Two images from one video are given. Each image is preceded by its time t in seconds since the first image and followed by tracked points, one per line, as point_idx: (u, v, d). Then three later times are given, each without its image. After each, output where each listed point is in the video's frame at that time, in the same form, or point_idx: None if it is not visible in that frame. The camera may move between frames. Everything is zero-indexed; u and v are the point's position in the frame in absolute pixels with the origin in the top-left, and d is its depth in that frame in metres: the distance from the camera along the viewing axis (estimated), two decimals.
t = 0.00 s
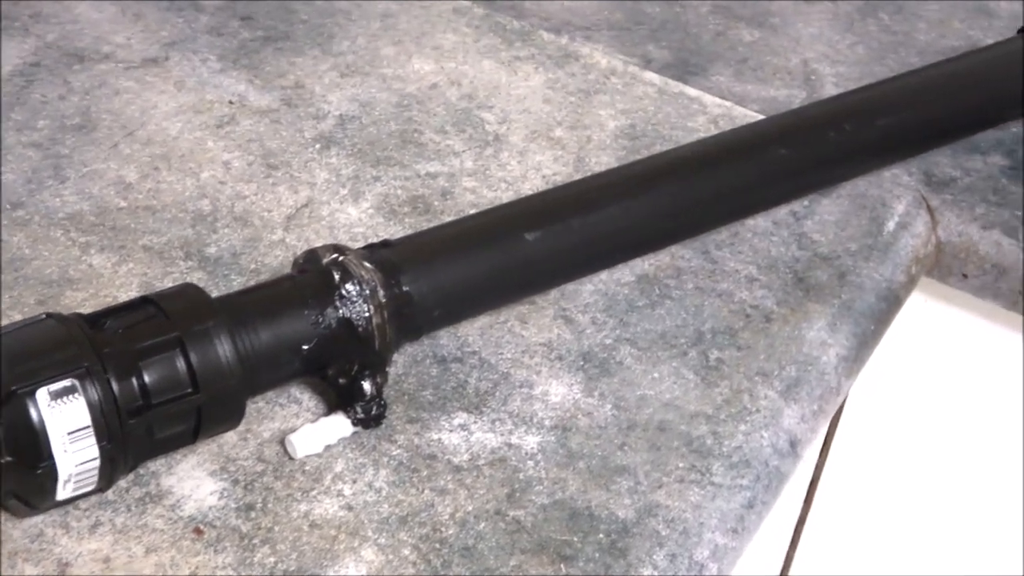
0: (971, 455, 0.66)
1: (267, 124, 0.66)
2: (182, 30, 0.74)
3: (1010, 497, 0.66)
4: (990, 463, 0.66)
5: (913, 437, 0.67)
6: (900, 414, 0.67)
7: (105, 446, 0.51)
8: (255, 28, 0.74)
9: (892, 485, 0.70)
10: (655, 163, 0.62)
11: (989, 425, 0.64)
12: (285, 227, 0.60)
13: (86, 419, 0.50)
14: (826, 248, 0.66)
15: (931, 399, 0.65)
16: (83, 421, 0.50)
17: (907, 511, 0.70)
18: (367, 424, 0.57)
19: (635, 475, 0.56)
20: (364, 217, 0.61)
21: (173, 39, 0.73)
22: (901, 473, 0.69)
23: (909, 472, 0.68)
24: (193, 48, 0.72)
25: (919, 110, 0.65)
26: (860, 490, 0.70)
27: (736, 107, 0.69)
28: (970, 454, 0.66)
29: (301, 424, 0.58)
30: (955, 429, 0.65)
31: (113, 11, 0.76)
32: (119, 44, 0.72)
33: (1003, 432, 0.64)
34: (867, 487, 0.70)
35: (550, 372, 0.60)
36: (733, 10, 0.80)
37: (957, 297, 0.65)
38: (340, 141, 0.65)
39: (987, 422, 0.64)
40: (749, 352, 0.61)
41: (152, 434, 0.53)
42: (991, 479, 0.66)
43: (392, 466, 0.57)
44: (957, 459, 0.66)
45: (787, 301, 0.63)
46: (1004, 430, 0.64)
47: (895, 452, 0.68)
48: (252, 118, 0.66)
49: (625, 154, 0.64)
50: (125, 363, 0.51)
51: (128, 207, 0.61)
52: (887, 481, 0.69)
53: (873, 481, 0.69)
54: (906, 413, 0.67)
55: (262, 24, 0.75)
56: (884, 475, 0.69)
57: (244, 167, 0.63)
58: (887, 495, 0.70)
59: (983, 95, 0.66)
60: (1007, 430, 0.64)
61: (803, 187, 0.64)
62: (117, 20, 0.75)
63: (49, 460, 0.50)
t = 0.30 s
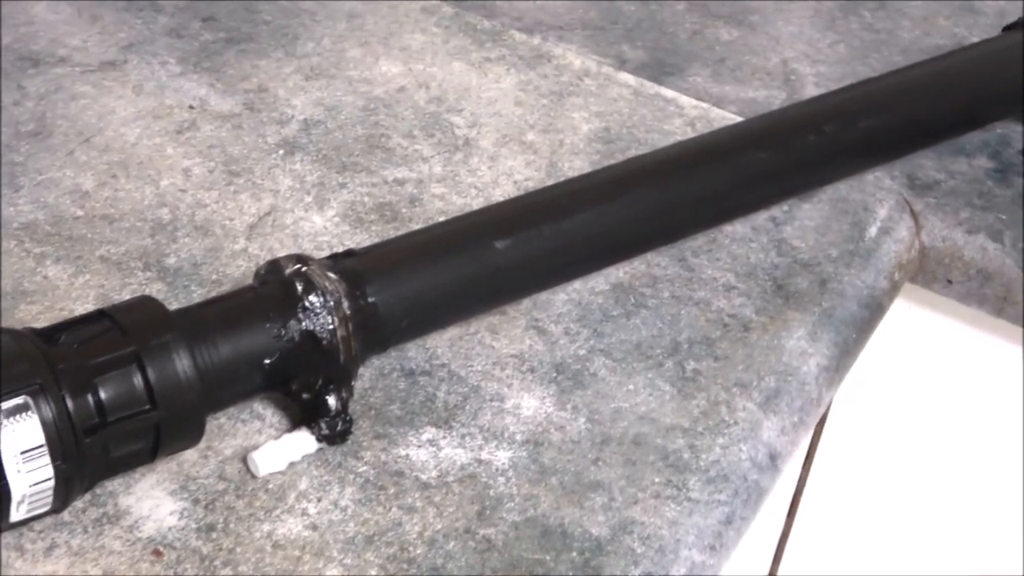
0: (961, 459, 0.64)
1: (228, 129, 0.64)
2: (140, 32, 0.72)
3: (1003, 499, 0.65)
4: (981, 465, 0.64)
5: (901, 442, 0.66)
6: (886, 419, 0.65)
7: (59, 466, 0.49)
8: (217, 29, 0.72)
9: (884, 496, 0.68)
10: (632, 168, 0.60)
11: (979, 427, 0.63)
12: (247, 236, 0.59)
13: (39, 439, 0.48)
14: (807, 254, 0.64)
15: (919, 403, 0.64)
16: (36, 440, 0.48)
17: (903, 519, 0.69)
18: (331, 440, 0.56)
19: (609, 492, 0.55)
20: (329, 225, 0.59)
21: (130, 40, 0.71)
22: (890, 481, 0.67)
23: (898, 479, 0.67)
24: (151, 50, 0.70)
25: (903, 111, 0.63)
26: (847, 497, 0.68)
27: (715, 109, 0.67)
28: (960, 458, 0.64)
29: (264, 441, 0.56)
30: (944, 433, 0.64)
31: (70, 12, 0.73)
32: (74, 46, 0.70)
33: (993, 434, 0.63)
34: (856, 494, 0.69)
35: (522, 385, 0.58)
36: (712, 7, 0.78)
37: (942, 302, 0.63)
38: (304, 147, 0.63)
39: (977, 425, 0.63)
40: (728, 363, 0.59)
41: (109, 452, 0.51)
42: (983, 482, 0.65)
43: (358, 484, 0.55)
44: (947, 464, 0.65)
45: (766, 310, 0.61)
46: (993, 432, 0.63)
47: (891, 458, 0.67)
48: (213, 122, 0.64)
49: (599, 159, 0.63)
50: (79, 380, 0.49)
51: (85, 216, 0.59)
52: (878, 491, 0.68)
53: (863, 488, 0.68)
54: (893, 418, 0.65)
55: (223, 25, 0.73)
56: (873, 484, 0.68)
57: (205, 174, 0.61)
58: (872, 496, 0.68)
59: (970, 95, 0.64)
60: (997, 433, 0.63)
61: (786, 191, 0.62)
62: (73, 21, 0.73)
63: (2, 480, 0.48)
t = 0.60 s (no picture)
0: (955, 474, 0.62)
1: (186, 136, 0.62)
2: (94, 37, 0.71)
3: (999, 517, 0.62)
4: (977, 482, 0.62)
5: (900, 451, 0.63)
6: (873, 430, 0.63)
7: (9, 488, 0.47)
8: (172, 32, 0.71)
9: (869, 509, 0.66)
10: (602, 174, 0.59)
11: (975, 442, 0.61)
12: (205, 249, 0.57)
13: None
14: (783, 262, 0.62)
15: (908, 413, 0.62)
16: None
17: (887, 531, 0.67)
18: (292, 458, 0.54)
19: (579, 509, 0.53)
20: (290, 235, 0.57)
21: (84, 45, 0.70)
22: (874, 493, 0.65)
23: (884, 491, 0.65)
24: (103, 55, 0.69)
25: (876, 114, 0.61)
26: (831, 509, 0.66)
27: (688, 113, 0.66)
28: (953, 473, 0.62)
29: (222, 460, 0.55)
30: (936, 447, 0.62)
31: (24, 17, 0.72)
32: (28, 52, 0.69)
33: (990, 450, 0.60)
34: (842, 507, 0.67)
35: (488, 400, 0.57)
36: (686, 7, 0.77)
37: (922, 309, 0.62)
38: (263, 154, 0.61)
39: (973, 440, 0.61)
40: (701, 374, 0.57)
41: (61, 472, 0.49)
42: (979, 499, 0.62)
43: (320, 503, 0.53)
44: (938, 478, 0.63)
45: (740, 319, 0.59)
46: (991, 448, 0.60)
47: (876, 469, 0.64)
48: (168, 129, 0.63)
49: (569, 164, 0.61)
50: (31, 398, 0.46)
51: (37, 228, 0.57)
52: (862, 502, 0.66)
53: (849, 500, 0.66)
54: (880, 429, 0.63)
55: (179, 29, 0.72)
56: (857, 495, 0.66)
57: (161, 184, 0.60)
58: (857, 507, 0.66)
59: (944, 96, 0.63)
60: (994, 449, 0.60)
61: (761, 196, 0.60)
62: (25, 26, 0.72)
63: None
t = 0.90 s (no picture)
0: (949, 494, 0.59)
1: (140, 146, 0.61)
2: (47, 43, 0.70)
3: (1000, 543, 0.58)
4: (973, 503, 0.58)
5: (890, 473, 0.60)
6: (885, 444, 0.60)
7: None
8: (127, 37, 0.70)
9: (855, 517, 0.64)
10: (568, 183, 0.57)
11: (971, 462, 0.57)
12: (160, 261, 0.55)
13: None
14: (755, 272, 0.61)
15: (899, 427, 0.59)
16: None
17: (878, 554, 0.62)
18: (247, 478, 0.52)
19: (543, 527, 0.51)
20: (247, 247, 0.56)
21: (36, 52, 0.69)
22: (874, 513, 0.61)
23: (874, 510, 0.61)
24: (54, 62, 0.68)
25: (850, 119, 0.60)
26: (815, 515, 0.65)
27: (657, 119, 0.64)
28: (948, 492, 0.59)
29: (175, 480, 0.53)
30: (929, 465, 0.58)
31: None
32: None
33: (988, 471, 0.57)
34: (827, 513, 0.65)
35: (451, 417, 0.55)
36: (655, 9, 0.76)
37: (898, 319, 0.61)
38: (219, 163, 0.60)
39: (969, 460, 0.57)
40: (669, 389, 0.56)
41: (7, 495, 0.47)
42: (976, 522, 0.59)
43: (277, 524, 0.51)
44: (930, 498, 0.59)
45: (710, 331, 0.58)
46: (989, 468, 0.57)
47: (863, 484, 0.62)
48: (122, 138, 0.62)
49: (534, 172, 0.60)
50: None
51: None
52: (849, 520, 0.62)
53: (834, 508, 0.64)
54: (888, 444, 0.60)
55: (134, 34, 0.71)
56: (853, 511, 0.62)
57: (115, 195, 0.58)
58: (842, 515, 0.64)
59: (921, 99, 0.62)
60: (992, 469, 0.57)
61: (734, 203, 0.59)
62: None
63: None
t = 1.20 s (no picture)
0: (929, 508, 0.58)
1: (83, 161, 0.61)
2: None
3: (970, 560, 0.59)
4: (961, 516, 0.58)
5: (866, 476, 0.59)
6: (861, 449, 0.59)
7: None
8: (70, 48, 0.70)
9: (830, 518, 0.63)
10: (525, 194, 0.56)
11: (955, 477, 0.57)
12: (102, 279, 0.54)
13: None
14: (716, 284, 0.60)
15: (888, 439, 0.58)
16: None
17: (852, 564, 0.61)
18: (191, 503, 0.51)
19: (498, 550, 0.50)
20: (193, 264, 0.55)
21: None
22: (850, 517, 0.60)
23: (850, 521, 0.60)
24: None
25: (815, 122, 0.59)
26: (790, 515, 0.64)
27: (616, 127, 0.64)
28: (933, 506, 0.58)
29: (118, 506, 0.52)
30: (920, 480, 0.57)
31: None
32: None
33: (968, 485, 0.56)
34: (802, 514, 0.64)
35: (402, 437, 0.54)
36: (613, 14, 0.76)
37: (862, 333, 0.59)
38: (164, 177, 0.60)
39: (950, 471, 0.57)
40: (629, 407, 0.54)
41: None
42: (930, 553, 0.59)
43: (222, 551, 0.50)
44: (913, 512, 0.59)
45: (670, 345, 0.57)
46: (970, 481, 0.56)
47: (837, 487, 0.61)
48: (65, 153, 0.62)
49: (489, 183, 0.59)
50: None
51: None
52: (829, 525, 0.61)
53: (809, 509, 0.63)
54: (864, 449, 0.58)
55: (76, 45, 0.71)
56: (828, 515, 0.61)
57: (57, 212, 0.58)
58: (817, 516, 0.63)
59: (888, 102, 0.60)
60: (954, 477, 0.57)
61: (697, 212, 0.58)
62: None
63: None
